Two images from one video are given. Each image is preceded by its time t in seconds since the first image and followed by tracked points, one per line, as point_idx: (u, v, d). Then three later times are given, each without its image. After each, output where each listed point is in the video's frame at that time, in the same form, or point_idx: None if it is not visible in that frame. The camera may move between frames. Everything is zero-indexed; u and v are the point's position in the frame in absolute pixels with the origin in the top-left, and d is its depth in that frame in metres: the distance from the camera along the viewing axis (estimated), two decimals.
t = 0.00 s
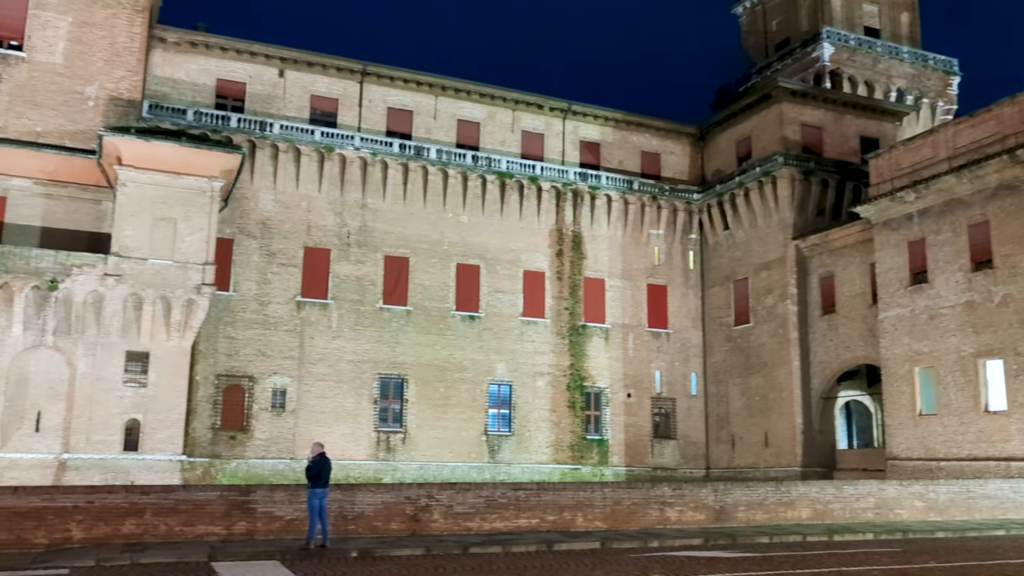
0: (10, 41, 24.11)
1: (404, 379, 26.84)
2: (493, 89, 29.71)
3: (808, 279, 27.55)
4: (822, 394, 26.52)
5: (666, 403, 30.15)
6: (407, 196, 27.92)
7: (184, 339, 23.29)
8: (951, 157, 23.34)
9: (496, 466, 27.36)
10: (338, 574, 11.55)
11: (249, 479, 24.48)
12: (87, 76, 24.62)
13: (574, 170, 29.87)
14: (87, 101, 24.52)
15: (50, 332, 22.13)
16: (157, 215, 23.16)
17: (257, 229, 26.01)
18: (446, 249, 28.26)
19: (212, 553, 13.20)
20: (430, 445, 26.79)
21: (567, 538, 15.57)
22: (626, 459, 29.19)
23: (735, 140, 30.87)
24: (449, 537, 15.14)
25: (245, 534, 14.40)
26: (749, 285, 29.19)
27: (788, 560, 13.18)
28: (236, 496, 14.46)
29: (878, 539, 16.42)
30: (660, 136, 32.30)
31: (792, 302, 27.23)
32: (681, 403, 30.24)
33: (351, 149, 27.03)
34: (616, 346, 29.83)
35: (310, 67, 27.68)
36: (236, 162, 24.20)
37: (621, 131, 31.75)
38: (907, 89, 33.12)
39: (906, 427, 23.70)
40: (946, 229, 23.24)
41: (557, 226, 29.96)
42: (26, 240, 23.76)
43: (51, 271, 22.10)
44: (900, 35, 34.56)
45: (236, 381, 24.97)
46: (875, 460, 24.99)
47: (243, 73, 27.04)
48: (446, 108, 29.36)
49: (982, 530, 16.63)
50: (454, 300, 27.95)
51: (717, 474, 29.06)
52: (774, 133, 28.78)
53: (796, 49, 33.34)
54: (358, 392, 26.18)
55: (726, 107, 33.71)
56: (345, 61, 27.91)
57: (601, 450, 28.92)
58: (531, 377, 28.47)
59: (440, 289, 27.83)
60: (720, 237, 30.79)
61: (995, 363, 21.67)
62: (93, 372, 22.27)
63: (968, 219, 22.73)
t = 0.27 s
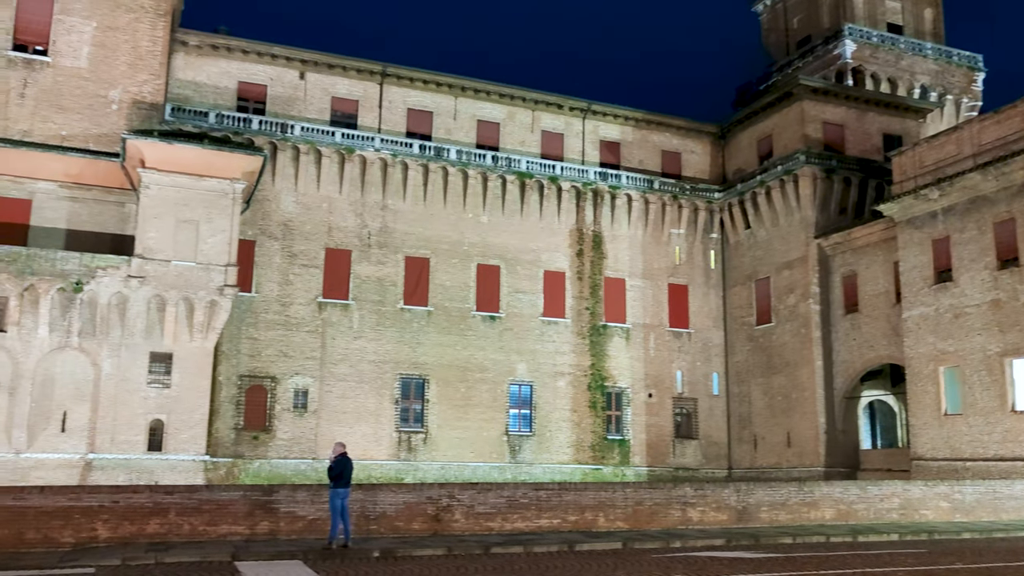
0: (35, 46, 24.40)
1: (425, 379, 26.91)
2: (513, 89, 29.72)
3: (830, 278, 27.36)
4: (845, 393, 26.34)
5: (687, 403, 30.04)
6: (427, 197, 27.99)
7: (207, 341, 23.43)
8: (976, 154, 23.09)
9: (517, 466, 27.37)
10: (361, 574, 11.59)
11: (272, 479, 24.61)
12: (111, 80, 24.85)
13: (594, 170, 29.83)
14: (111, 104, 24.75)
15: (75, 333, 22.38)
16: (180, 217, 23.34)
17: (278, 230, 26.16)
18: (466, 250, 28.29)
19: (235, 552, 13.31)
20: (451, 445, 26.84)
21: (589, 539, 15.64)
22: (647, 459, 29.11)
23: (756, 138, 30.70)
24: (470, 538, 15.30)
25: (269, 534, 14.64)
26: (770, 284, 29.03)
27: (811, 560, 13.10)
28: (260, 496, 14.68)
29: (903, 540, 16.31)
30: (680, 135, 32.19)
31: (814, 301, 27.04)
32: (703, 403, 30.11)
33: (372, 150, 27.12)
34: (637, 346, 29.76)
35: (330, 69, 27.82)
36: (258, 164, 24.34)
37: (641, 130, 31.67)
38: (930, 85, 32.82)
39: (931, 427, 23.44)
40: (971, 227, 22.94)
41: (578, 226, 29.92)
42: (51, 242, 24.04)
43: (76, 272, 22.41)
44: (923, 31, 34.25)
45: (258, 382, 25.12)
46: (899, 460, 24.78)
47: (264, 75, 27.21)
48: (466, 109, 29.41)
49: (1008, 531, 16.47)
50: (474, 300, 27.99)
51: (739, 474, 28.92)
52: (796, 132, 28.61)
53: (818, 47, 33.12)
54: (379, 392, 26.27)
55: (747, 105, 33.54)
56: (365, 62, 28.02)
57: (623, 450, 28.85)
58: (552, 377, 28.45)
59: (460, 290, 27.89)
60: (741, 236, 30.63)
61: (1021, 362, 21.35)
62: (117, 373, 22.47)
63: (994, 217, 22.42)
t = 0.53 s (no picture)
0: (59, 51, 24.68)
1: (446, 380, 26.94)
2: (532, 90, 29.71)
3: (853, 277, 27.14)
4: (869, 393, 26.13)
5: (709, 403, 29.91)
6: (447, 198, 28.03)
7: (229, 342, 23.56)
8: (1001, 150, 22.78)
9: (538, 467, 27.36)
10: (382, 574, 11.61)
11: (294, 480, 24.72)
12: (133, 83, 25.08)
13: (614, 169, 29.78)
14: (134, 108, 24.97)
15: (100, 335, 22.61)
16: (202, 219, 23.52)
17: (299, 232, 26.29)
18: (486, 250, 28.31)
19: (258, 552, 13.40)
20: (472, 446, 26.87)
21: (611, 539, 15.64)
22: (669, 460, 29.00)
23: (777, 137, 30.53)
24: (493, 539, 15.19)
25: (292, 534, 14.81)
26: (792, 283, 28.85)
27: (835, 561, 13.00)
28: (283, 497, 14.85)
29: (929, 541, 16.17)
30: (700, 134, 32.06)
31: (837, 300, 26.84)
32: (725, 403, 29.98)
33: (391, 151, 27.20)
34: (658, 346, 29.66)
35: (350, 71, 27.93)
36: (279, 166, 24.46)
37: (661, 129, 31.57)
38: (954, 82, 32.50)
39: (956, 427, 23.14)
40: (996, 225, 22.62)
41: (598, 225, 29.86)
42: (76, 245, 24.28)
43: (101, 275, 22.62)
44: (947, 27, 33.92)
45: (280, 383, 25.26)
46: (924, 461, 24.54)
47: (284, 78, 27.36)
48: (485, 109, 29.44)
49: None
50: (495, 301, 28.01)
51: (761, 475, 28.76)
52: (817, 130, 28.42)
53: (839, 44, 32.89)
54: (400, 393, 26.34)
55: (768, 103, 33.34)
56: (385, 64, 28.11)
57: (644, 451, 28.77)
58: (572, 378, 28.41)
59: (481, 290, 27.92)
60: (763, 235, 30.46)
61: None
62: (141, 374, 22.66)
63: (1019, 214, 22.09)
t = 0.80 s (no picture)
0: (83, 55, 24.95)
1: (466, 381, 26.99)
2: (551, 90, 29.69)
3: (875, 276, 26.93)
4: (892, 393, 25.93)
5: (730, 404, 29.78)
6: (467, 199, 28.08)
7: (251, 343, 23.69)
8: None
9: (559, 467, 27.33)
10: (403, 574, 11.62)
11: (316, 480, 24.81)
12: (155, 87, 25.29)
13: (634, 169, 29.72)
14: (156, 111, 25.19)
15: (123, 337, 22.81)
16: (224, 222, 23.69)
17: (320, 233, 26.41)
18: (506, 251, 28.33)
19: (280, 552, 13.49)
20: (492, 446, 26.88)
21: (632, 540, 15.65)
22: (690, 461, 28.88)
23: (798, 135, 30.35)
24: (512, 540, 15.30)
25: (314, 534, 14.97)
26: (814, 283, 28.67)
27: (858, 563, 12.90)
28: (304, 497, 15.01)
29: (954, 543, 16.03)
30: (720, 133, 31.93)
31: (859, 300, 26.62)
32: (746, 403, 29.84)
33: (411, 153, 27.28)
34: (678, 346, 29.55)
35: (369, 73, 28.03)
36: (299, 169, 24.57)
37: (680, 129, 31.47)
38: (978, 79, 32.19)
39: (981, 427, 22.83)
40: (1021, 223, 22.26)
41: (618, 226, 29.80)
42: (99, 248, 24.51)
43: (124, 277, 22.82)
44: (970, 24, 33.62)
45: (302, 384, 25.38)
46: (949, 461, 24.30)
47: (304, 80, 27.51)
48: (504, 110, 29.47)
49: None
50: (515, 301, 28.03)
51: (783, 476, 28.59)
52: (839, 128, 28.24)
53: (861, 41, 32.66)
54: (420, 394, 26.40)
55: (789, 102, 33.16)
56: (404, 66, 28.19)
57: (665, 452, 28.66)
58: (593, 378, 28.36)
59: (500, 291, 27.94)
60: (784, 234, 30.29)
61: None
62: (164, 376, 22.85)
63: None
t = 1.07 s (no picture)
0: (105, 60, 25.20)
1: (486, 382, 27.00)
2: (570, 91, 29.66)
3: (898, 276, 26.70)
4: (916, 393, 25.72)
5: (752, 404, 29.63)
6: (486, 200, 28.10)
7: (272, 344, 23.81)
8: None
9: (579, 468, 27.29)
10: None
11: (337, 481, 24.91)
12: (177, 91, 25.50)
13: (654, 170, 29.65)
14: (177, 115, 25.40)
15: (146, 339, 23.02)
16: (245, 224, 23.82)
17: (340, 235, 26.51)
18: (526, 252, 28.32)
19: (302, 552, 13.58)
20: (513, 448, 26.88)
21: (653, 541, 15.68)
22: (711, 462, 28.76)
23: (819, 134, 30.16)
24: (533, 539, 15.57)
25: (334, 536, 15.07)
26: (835, 282, 28.46)
27: (881, 565, 12.80)
28: (326, 498, 15.23)
29: (979, 545, 15.88)
30: (741, 133, 31.78)
31: (882, 299, 26.38)
32: (768, 404, 29.68)
33: (431, 155, 27.35)
34: (699, 347, 29.44)
35: (388, 76, 28.12)
36: (319, 171, 24.68)
37: (700, 128, 31.35)
38: (1002, 75, 31.84)
39: (1007, 428, 22.51)
40: None
41: (637, 226, 29.73)
42: (123, 251, 24.67)
43: (146, 280, 23.00)
44: (994, 20, 33.26)
45: (323, 386, 25.49)
46: (974, 462, 24.05)
47: (324, 83, 27.64)
48: (523, 111, 29.47)
49: None
50: (534, 302, 28.02)
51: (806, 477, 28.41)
52: (860, 127, 28.04)
53: (882, 39, 32.40)
54: (440, 395, 26.44)
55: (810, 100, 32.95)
56: (423, 68, 28.26)
57: (686, 453, 28.55)
58: (613, 379, 28.29)
59: (520, 292, 27.94)
60: (805, 234, 30.10)
61: None
62: (186, 378, 23.05)
63: None
